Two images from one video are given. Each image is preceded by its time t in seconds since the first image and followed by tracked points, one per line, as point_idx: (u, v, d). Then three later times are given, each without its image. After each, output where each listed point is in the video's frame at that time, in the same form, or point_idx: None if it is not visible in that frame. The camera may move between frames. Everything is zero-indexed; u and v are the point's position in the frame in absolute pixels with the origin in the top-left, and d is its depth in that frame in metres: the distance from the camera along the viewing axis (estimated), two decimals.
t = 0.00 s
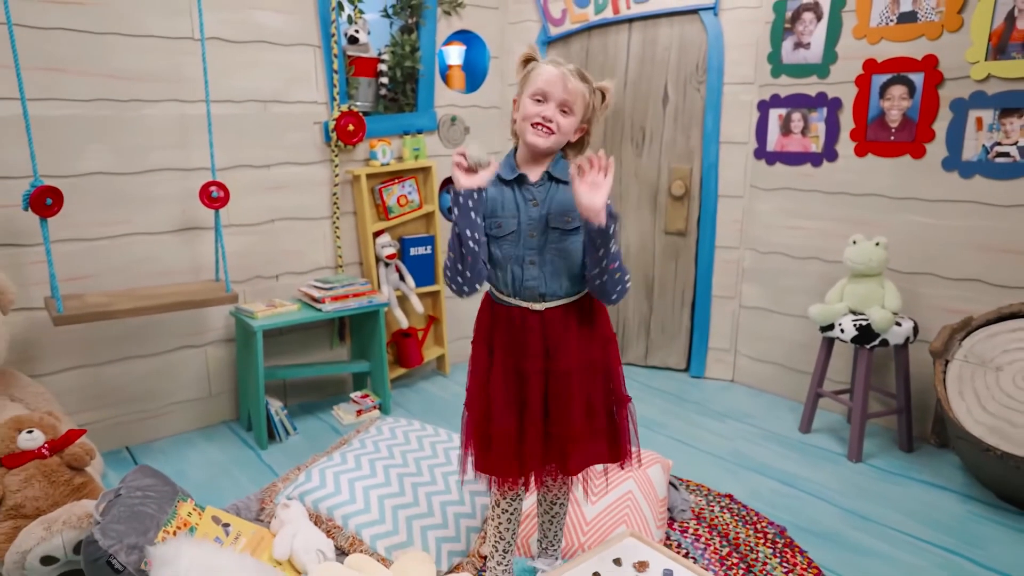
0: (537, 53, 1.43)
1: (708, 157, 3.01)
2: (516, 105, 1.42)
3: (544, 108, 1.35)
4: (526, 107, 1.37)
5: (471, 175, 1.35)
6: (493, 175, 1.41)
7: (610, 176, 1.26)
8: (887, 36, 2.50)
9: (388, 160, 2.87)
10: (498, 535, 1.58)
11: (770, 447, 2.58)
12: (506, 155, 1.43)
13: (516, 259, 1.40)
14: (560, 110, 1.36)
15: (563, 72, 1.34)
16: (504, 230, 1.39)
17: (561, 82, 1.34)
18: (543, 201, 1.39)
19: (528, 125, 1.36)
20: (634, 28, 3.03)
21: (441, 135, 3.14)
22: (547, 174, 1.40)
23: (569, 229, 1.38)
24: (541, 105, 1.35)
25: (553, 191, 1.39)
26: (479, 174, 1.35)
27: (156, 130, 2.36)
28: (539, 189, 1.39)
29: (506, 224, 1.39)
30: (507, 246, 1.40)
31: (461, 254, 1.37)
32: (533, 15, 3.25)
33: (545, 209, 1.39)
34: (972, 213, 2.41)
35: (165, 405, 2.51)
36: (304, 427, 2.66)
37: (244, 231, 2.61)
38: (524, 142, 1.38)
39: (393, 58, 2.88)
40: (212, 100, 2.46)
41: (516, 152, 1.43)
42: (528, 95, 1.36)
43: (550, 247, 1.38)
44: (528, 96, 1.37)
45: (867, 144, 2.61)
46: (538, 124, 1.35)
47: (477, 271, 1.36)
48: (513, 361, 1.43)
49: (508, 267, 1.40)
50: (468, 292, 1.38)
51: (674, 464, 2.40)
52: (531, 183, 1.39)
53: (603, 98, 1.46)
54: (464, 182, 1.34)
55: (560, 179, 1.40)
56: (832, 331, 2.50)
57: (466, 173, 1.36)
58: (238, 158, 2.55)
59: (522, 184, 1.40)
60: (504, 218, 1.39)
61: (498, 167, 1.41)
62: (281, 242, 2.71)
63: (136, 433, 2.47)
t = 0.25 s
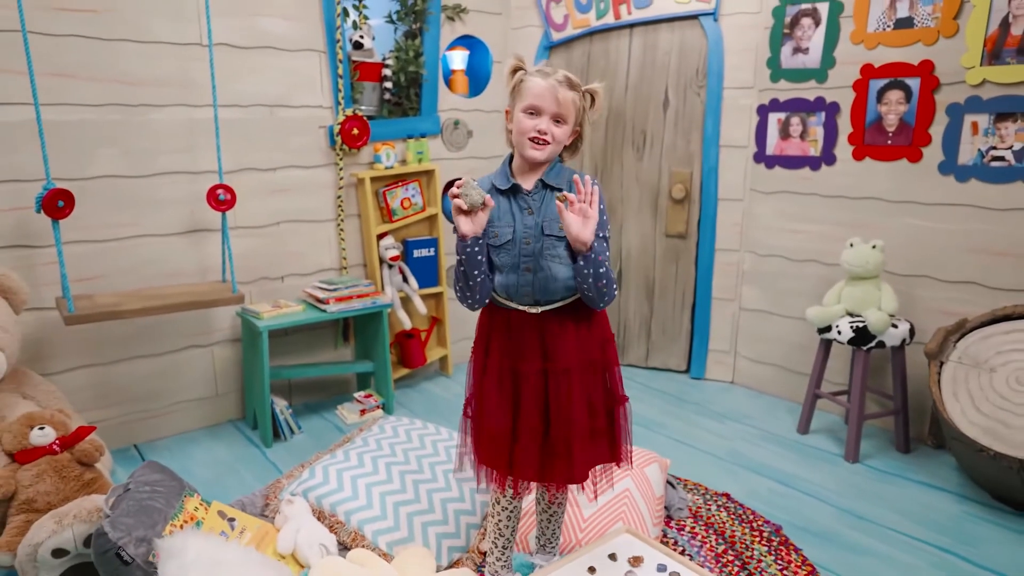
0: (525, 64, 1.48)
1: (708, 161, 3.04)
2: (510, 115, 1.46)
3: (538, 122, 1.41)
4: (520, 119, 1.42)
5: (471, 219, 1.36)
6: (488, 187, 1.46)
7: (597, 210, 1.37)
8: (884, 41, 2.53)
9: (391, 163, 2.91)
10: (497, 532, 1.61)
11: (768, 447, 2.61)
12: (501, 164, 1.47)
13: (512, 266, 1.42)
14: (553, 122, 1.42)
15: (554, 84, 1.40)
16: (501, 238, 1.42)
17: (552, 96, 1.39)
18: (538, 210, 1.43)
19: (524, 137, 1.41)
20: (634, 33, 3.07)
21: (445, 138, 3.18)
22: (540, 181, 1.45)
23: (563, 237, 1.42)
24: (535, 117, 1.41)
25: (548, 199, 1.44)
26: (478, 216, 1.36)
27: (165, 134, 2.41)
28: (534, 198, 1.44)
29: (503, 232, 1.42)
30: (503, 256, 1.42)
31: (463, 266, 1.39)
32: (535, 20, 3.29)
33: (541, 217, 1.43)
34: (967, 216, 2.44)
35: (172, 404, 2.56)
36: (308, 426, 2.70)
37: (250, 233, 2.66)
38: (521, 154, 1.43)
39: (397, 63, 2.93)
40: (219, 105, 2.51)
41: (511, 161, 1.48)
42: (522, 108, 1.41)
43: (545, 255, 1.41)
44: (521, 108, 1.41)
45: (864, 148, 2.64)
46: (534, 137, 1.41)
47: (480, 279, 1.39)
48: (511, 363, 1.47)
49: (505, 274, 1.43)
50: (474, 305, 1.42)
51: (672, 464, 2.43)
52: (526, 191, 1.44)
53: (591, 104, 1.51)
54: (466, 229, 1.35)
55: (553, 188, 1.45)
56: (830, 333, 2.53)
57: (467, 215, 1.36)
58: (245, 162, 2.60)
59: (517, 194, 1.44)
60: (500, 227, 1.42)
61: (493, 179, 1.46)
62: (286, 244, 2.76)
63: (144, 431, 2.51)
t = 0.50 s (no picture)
0: (534, 67, 1.50)
1: (709, 162, 3.07)
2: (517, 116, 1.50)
3: (542, 127, 1.44)
4: (526, 123, 1.45)
5: (479, 225, 1.39)
6: (491, 187, 1.49)
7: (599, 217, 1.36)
8: (884, 43, 2.56)
9: (395, 164, 2.93)
10: (498, 525, 1.64)
11: (768, 445, 2.63)
12: (503, 165, 1.50)
13: (514, 265, 1.45)
14: (557, 128, 1.45)
15: (560, 92, 1.42)
16: (503, 237, 1.45)
17: (558, 103, 1.42)
18: (540, 210, 1.47)
19: (528, 141, 1.44)
20: (636, 35, 3.09)
21: (448, 139, 3.22)
22: (541, 182, 1.48)
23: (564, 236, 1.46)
24: (541, 123, 1.44)
25: (549, 199, 1.48)
26: (485, 222, 1.39)
27: (173, 135, 2.45)
28: (535, 198, 1.47)
29: (506, 232, 1.45)
30: (506, 255, 1.45)
31: (468, 266, 1.42)
32: (538, 22, 3.33)
33: (542, 217, 1.46)
34: (966, 216, 2.46)
35: (180, 401, 2.60)
36: (313, 423, 2.74)
37: (256, 233, 2.70)
38: (523, 157, 1.46)
39: (401, 64, 2.97)
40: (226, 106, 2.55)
41: (515, 162, 1.51)
42: (528, 112, 1.44)
43: (546, 254, 1.45)
44: (527, 112, 1.44)
45: (864, 149, 2.67)
46: (537, 141, 1.44)
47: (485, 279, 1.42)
48: (512, 359, 1.50)
49: (507, 273, 1.46)
50: (478, 302, 1.45)
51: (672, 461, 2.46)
52: (527, 192, 1.47)
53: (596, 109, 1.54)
54: (474, 235, 1.38)
55: (555, 188, 1.48)
56: (829, 332, 2.55)
57: (475, 221, 1.39)
58: (251, 162, 2.64)
59: (519, 195, 1.47)
60: (502, 226, 1.46)
61: (496, 178, 1.49)
62: (291, 243, 2.80)
63: (152, 427, 2.55)
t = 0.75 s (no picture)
0: (537, 68, 1.53)
1: (710, 161, 3.09)
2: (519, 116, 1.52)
3: (543, 127, 1.46)
4: (527, 123, 1.47)
5: (484, 221, 1.41)
6: (494, 185, 1.52)
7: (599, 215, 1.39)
8: (883, 44, 2.57)
9: (399, 163, 2.97)
10: (501, 519, 1.66)
11: (767, 442, 2.66)
12: (506, 164, 1.53)
13: (517, 262, 1.48)
14: (558, 128, 1.47)
15: (561, 93, 1.45)
16: (507, 235, 1.48)
17: (559, 103, 1.45)
18: (542, 208, 1.49)
19: (529, 141, 1.47)
20: (638, 35, 3.12)
21: (451, 139, 3.24)
22: (543, 181, 1.51)
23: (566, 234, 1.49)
24: (542, 123, 1.46)
25: (551, 197, 1.50)
26: (491, 219, 1.41)
27: (179, 135, 2.48)
28: (538, 196, 1.50)
29: (509, 230, 1.48)
30: (509, 252, 1.48)
31: (473, 263, 1.45)
32: (540, 22, 3.35)
33: (544, 215, 1.49)
34: (964, 216, 2.48)
35: (186, 397, 2.63)
36: (318, 419, 2.77)
37: (261, 231, 2.73)
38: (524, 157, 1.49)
39: (405, 64, 3.00)
40: (232, 106, 2.58)
41: (517, 161, 1.54)
42: (530, 113, 1.47)
43: (548, 251, 1.48)
44: (529, 112, 1.47)
45: (863, 148, 2.69)
46: (538, 142, 1.46)
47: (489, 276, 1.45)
48: (515, 356, 1.52)
49: (510, 270, 1.48)
50: (482, 298, 1.48)
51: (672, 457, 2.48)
52: (530, 191, 1.50)
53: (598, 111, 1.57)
54: (480, 231, 1.40)
55: (557, 187, 1.51)
56: (828, 330, 2.57)
57: (480, 218, 1.41)
58: (256, 161, 2.67)
59: (522, 193, 1.50)
60: (505, 224, 1.48)
61: (499, 177, 1.51)
62: (296, 242, 2.83)
63: (159, 423, 2.59)
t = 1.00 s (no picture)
0: (536, 68, 1.55)
1: (712, 160, 3.11)
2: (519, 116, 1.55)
3: (543, 126, 1.49)
4: (527, 123, 1.50)
5: (489, 226, 1.43)
6: (496, 184, 1.54)
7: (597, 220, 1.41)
8: (884, 44, 2.59)
9: (403, 162, 3.00)
10: (503, 513, 1.69)
11: (767, 439, 2.68)
12: (508, 164, 1.55)
13: (518, 260, 1.50)
14: (558, 128, 1.50)
15: (560, 93, 1.48)
16: (509, 233, 1.50)
17: (558, 103, 1.47)
18: (544, 207, 1.52)
19: (529, 141, 1.50)
20: (641, 35, 3.14)
21: (455, 138, 3.27)
22: (545, 180, 1.53)
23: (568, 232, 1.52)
24: (541, 123, 1.49)
25: (553, 197, 1.53)
26: (495, 224, 1.43)
27: (187, 134, 2.52)
28: (540, 195, 1.52)
29: (511, 228, 1.50)
30: (511, 250, 1.51)
31: (477, 265, 1.49)
32: (544, 23, 3.38)
33: (546, 214, 1.52)
34: (964, 215, 2.49)
35: (193, 393, 2.67)
36: (323, 415, 2.80)
37: (267, 230, 2.76)
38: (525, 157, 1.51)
39: (409, 65, 3.02)
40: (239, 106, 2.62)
41: (518, 160, 1.56)
42: (530, 112, 1.50)
43: (550, 249, 1.50)
44: (529, 112, 1.50)
45: (865, 148, 2.70)
46: (538, 141, 1.49)
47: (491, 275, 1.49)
48: (518, 351, 1.55)
49: (513, 268, 1.50)
50: (484, 296, 1.52)
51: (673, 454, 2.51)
52: (532, 189, 1.52)
53: (597, 112, 1.59)
54: (484, 235, 1.42)
55: (559, 186, 1.53)
56: (828, 328, 2.59)
57: (484, 223, 1.43)
58: (262, 160, 2.70)
59: (523, 192, 1.52)
60: (507, 223, 1.51)
61: (501, 177, 1.54)
62: (301, 240, 2.86)
63: (167, 418, 2.62)
